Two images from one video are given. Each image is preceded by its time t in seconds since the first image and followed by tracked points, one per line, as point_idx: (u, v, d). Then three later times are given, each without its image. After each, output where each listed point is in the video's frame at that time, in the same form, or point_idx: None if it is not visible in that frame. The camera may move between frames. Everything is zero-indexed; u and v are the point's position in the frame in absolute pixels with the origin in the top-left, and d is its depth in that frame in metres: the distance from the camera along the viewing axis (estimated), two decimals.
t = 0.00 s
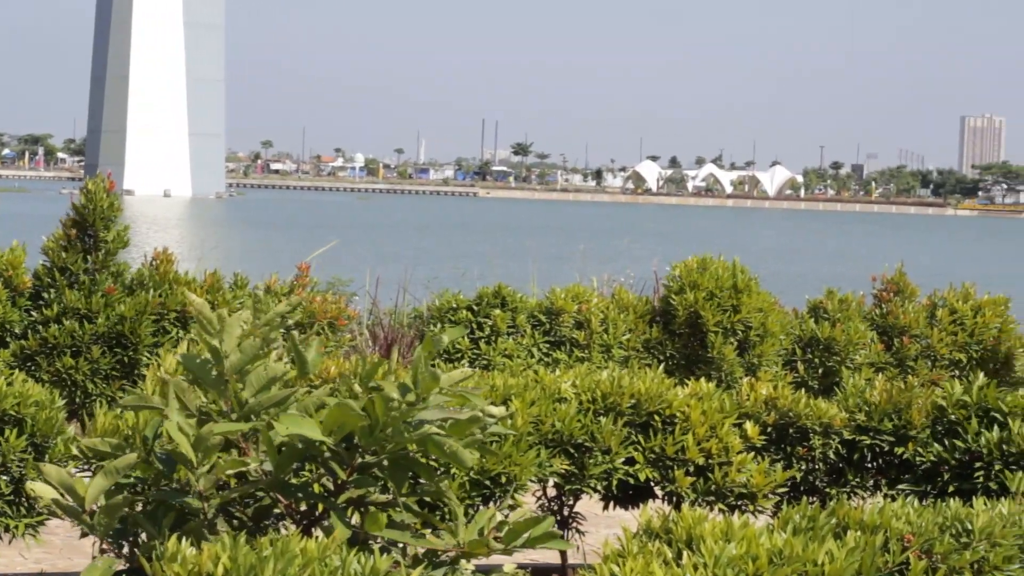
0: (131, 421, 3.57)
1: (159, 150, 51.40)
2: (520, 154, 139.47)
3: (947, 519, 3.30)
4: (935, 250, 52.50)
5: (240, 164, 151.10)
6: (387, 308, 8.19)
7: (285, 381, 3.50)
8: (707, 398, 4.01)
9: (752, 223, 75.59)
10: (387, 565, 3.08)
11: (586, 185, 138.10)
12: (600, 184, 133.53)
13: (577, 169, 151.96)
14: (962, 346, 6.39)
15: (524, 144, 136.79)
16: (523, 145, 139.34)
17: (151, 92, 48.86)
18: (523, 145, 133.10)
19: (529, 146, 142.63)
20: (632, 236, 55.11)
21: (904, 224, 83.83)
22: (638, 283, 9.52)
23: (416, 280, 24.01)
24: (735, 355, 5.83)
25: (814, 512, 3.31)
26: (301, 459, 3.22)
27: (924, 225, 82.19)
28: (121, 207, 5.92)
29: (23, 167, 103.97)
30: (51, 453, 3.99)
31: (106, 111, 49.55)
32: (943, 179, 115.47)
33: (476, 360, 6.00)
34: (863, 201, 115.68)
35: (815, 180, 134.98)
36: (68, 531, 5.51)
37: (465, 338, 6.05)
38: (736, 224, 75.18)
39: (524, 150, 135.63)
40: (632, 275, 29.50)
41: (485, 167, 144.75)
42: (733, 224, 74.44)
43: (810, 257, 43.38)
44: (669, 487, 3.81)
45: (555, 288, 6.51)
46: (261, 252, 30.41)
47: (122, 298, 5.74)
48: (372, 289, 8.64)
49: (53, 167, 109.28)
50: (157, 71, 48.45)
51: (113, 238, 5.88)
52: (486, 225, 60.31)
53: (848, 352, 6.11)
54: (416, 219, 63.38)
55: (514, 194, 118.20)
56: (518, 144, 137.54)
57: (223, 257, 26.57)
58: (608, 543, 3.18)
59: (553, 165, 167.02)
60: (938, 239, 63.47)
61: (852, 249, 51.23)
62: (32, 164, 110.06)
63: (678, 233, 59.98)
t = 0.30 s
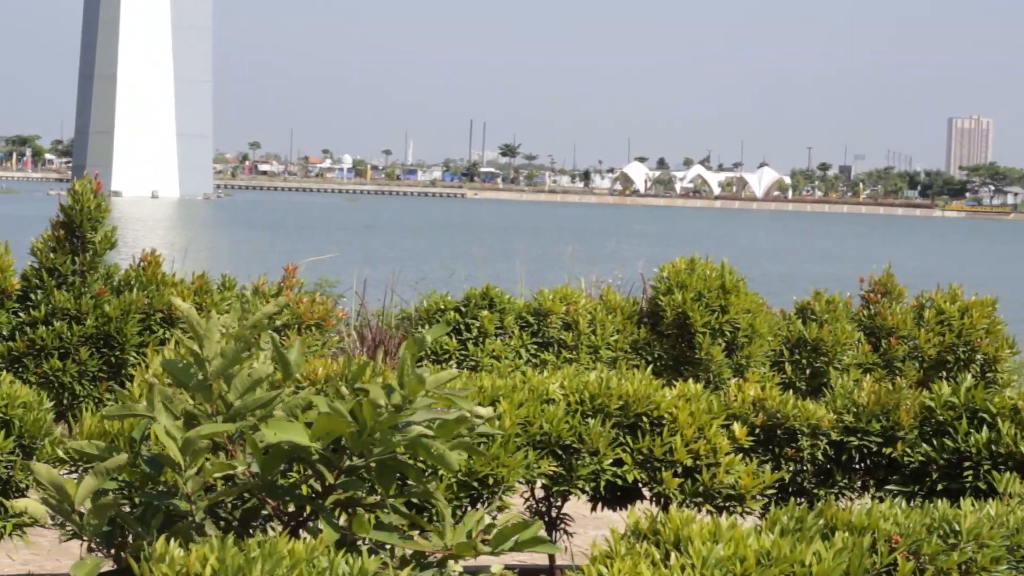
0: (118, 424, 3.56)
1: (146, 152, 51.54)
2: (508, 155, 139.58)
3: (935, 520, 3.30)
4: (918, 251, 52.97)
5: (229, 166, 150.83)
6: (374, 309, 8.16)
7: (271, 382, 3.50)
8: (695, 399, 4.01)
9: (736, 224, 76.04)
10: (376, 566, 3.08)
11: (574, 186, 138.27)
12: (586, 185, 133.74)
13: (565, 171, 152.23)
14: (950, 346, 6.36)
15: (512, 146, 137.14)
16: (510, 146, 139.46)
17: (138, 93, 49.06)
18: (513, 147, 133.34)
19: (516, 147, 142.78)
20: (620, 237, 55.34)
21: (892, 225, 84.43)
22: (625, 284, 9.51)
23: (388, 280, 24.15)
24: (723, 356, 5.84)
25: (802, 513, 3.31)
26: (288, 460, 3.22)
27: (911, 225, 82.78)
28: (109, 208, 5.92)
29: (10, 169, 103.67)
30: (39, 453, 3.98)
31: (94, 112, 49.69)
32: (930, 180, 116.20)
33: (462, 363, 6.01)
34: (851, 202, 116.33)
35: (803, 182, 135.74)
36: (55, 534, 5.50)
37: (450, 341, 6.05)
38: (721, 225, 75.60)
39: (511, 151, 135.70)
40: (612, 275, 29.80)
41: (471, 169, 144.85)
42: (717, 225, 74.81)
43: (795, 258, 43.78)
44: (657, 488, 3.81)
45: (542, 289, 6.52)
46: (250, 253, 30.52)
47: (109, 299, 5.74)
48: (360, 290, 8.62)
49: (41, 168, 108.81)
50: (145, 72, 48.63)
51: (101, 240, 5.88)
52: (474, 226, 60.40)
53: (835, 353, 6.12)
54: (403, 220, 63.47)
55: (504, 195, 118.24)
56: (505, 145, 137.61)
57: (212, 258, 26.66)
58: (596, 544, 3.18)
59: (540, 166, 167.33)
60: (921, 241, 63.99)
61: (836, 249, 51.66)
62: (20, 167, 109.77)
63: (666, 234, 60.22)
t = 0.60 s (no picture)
0: (101, 422, 3.56)
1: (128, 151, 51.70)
2: (491, 154, 139.62)
3: (917, 518, 3.29)
4: (896, 249, 53.50)
5: (212, 165, 150.58)
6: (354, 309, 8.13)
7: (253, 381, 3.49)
8: (678, 397, 4.01)
9: (716, 224, 76.49)
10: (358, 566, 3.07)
11: (558, 185, 138.53)
12: (570, 184, 133.91)
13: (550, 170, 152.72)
14: (932, 346, 6.47)
15: (493, 145, 137.39)
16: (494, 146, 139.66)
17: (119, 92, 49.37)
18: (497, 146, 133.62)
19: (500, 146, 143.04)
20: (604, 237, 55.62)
21: (875, 224, 85.06)
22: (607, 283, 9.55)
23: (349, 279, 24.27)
24: (705, 355, 5.86)
25: (785, 512, 3.31)
26: (270, 459, 3.21)
27: (894, 225, 83.43)
28: (91, 207, 5.89)
29: None
30: (21, 452, 3.95)
31: (76, 110, 49.99)
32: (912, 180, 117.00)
33: (444, 361, 6.05)
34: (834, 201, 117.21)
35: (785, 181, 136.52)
36: (37, 533, 5.50)
37: (434, 339, 6.07)
38: (700, 224, 76.10)
39: (495, 150, 135.81)
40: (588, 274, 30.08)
41: (455, 168, 144.92)
42: (696, 224, 75.25)
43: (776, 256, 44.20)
44: (640, 487, 3.81)
45: (526, 288, 6.52)
46: (234, 253, 30.57)
47: (91, 299, 5.73)
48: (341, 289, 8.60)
49: (23, 169, 108.36)
50: (126, 70, 48.97)
51: (82, 238, 5.85)
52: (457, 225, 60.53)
53: (818, 351, 6.14)
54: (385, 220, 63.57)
55: (490, 195, 118.35)
56: (489, 145, 137.73)
57: (194, 257, 26.72)
58: (579, 543, 3.18)
59: (523, 165, 167.63)
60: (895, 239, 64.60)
61: (816, 248, 52.15)
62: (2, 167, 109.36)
63: (649, 233, 60.50)
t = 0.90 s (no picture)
0: (83, 425, 3.57)
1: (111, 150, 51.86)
2: (477, 154, 139.94)
3: (901, 519, 3.29)
4: (876, 249, 53.91)
5: (197, 165, 150.22)
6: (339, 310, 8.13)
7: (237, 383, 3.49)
8: (662, 398, 4.02)
9: (698, 224, 76.81)
10: (342, 567, 3.06)
11: (543, 186, 138.71)
12: (555, 184, 134.05)
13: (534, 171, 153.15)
14: (915, 347, 6.51)
15: (476, 145, 137.55)
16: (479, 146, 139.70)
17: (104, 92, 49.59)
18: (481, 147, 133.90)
19: (485, 146, 143.05)
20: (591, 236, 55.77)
21: (861, 224, 85.53)
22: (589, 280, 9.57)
23: (322, 282, 24.39)
24: (689, 355, 5.90)
25: (768, 512, 3.31)
26: (255, 460, 3.22)
27: (878, 224, 83.91)
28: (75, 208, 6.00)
29: None
30: None
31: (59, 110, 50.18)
32: (896, 180, 117.63)
33: (428, 362, 6.02)
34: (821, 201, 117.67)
35: (770, 181, 137.10)
36: (19, 534, 5.47)
37: (417, 340, 6.06)
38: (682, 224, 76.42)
39: (481, 150, 135.78)
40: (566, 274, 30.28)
41: (439, 168, 144.94)
42: (680, 224, 75.60)
43: (759, 256, 44.51)
44: (623, 488, 3.81)
45: (509, 288, 6.51)
46: (219, 252, 30.58)
47: (75, 298, 5.73)
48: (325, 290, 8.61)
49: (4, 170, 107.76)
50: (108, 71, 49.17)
51: (66, 239, 5.95)
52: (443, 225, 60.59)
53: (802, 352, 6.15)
54: (369, 220, 63.59)
55: (478, 195, 118.50)
56: (474, 145, 137.69)
57: (179, 257, 26.73)
58: (563, 544, 3.18)
59: (507, 165, 167.87)
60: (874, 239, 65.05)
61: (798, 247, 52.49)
62: None
63: (635, 233, 60.70)
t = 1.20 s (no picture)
0: (73, 427, 3.57)
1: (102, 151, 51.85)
2: (466, 154, 140.09)
3: (891, 519, 3.28)
4: (864, 249, 54.17)
5: (187, 166, 150.06)
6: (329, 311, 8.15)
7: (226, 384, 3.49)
8: (651, 399, 4.02)
9: (686, 224, 77.02)
10: (333, 568, 3.05)
11: (533, 187, 138.85)
12: (545, 185, 134.23)
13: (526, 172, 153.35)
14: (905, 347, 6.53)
15: (466, 145, 137.59)
16: (468, 147, 139.72)
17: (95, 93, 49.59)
18: (473, 148, 134.03)
19: (474, 147, 143.06)
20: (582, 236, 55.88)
21: (850, 224, 85.83)
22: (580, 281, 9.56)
23: (310, 282, 24.39)
24: (679, 356, 5.91)
25: (758, 511, 3.31)
26: (244, 461, 3.22)
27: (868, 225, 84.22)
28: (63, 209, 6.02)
29: None
30: None
31: (50, 112, 50.16)
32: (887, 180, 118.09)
33: (418, 363, 6.03)
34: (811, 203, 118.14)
35: (760, 181, 137.48)
36: (9, 534, 5.45)
37: (406, 340, 6.08)
38: (670, 224, 76.62)
39: (471, 151, 135.79)
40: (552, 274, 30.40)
41: (428, 168, 144.89)
42: (670, 225, 75.75)
43: (749, 256, 44.65)
44: (614, 488, 3.81)
45: (499, 289, 6.53)
46: (210, 253, 30.54)
47: (64, 300, 5.72)
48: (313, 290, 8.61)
49: None
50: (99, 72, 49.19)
51: (55, 240, 5.98)
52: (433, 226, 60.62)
53: (791, 353, 6.16)
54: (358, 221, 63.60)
55: (471, 196, 118.57)
56: (464, 145, 137.69)
57: (167, 258, 26.68)
58: (552, 545, 3.18)
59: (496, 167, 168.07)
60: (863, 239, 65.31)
61: (786, 248, 52.69)
62: None
63: (625, 233, 60.84)
